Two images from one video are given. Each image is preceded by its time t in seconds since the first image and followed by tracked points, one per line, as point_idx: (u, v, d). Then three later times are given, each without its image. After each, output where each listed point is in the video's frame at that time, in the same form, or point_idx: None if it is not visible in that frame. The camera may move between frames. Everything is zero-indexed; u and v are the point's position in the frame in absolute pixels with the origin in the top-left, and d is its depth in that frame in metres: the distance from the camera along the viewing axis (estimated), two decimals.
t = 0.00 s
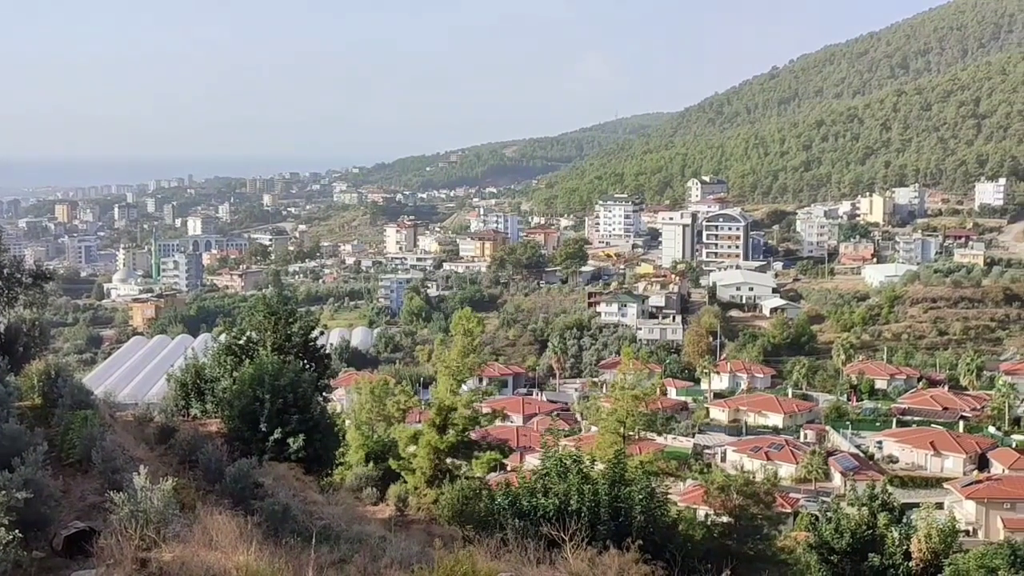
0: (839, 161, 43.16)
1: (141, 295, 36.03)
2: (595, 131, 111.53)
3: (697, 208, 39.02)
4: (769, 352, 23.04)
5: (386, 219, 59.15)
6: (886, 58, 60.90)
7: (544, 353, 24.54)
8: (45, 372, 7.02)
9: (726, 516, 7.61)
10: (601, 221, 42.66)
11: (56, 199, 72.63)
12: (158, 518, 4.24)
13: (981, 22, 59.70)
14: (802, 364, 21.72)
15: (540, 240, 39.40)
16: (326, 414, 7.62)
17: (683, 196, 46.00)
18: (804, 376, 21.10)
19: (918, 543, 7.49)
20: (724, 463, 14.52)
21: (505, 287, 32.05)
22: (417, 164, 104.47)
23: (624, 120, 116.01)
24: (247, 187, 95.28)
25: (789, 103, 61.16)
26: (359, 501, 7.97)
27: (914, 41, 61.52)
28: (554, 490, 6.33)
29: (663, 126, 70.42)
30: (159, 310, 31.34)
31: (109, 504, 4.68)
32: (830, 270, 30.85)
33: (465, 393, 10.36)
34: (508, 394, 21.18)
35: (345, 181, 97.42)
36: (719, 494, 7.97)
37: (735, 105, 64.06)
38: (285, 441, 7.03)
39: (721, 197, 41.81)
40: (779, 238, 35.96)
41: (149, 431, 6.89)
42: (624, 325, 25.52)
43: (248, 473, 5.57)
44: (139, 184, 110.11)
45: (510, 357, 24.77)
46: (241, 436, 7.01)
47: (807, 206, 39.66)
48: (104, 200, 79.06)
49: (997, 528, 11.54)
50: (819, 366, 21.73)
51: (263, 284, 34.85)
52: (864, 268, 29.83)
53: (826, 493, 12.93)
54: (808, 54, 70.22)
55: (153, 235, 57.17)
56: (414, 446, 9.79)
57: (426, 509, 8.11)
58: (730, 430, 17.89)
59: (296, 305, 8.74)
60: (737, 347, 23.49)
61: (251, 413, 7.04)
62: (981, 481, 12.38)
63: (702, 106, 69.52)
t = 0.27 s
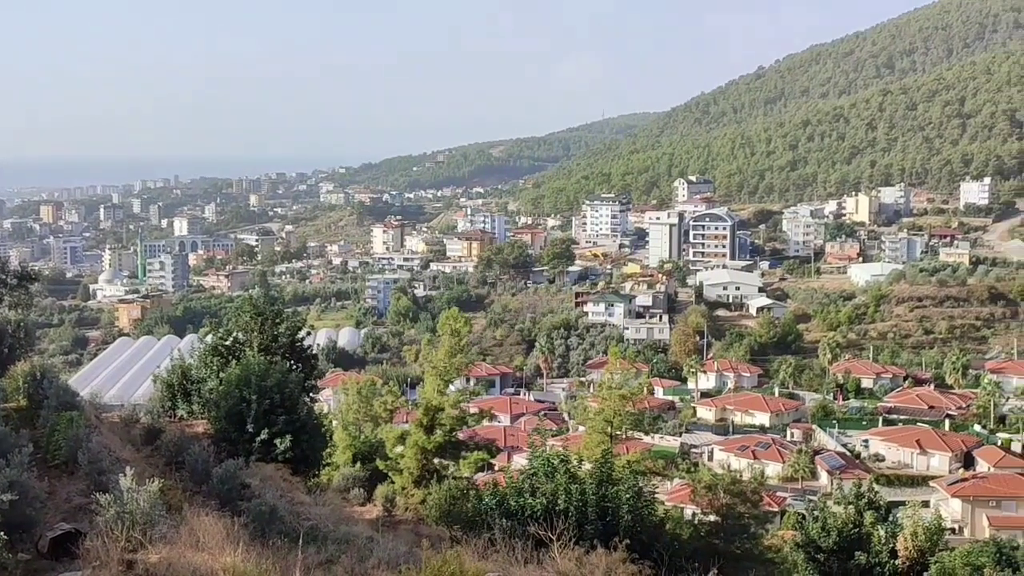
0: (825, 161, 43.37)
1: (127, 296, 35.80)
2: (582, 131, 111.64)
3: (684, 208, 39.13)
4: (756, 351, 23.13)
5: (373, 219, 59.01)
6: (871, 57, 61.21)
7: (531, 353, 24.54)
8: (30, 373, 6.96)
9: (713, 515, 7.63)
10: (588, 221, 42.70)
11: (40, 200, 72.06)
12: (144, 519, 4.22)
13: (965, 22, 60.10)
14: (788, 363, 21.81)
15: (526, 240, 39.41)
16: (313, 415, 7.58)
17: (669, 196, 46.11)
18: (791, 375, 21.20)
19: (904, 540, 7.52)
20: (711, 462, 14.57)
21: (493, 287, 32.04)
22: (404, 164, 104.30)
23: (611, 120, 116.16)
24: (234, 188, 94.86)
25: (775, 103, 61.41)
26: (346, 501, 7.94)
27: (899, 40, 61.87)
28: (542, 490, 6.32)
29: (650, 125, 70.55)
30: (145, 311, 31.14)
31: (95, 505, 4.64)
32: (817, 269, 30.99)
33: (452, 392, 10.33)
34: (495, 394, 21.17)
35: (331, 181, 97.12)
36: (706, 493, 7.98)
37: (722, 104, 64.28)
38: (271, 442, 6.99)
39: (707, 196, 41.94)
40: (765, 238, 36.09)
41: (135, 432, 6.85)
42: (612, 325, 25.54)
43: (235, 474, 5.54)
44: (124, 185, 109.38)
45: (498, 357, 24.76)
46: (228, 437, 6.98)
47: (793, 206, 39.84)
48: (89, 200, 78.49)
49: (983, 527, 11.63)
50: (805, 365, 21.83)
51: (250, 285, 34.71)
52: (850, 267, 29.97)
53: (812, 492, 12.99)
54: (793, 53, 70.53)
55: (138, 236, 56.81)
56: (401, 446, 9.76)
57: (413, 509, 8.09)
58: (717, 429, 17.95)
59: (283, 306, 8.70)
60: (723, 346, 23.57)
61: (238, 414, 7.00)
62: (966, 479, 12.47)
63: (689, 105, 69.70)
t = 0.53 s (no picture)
0: (811, 161, 43.57)
1: (113, 298, 35.58)
2: (569, 131, 111.77)
3: (671, 208, 39.22)
4: (742, 351, 23.21)
5: (360, 219, 58.88)
6: (857, 57, 61.56)
7: (519, 354, 24.54)
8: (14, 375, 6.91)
9: (700, 514, 7.64)
10: (575, 221, 42.74)
11: (25, 201, 71.51)
12: (130, 521, 4.19)
13: (950, 23, 60.54)
14: (775, 363, 21.89)
15: (514, 240, 39.41)
16: (300, 416, 7.54)
17: (656, 196, 46.23)
18: (778, 375, 21.28)
19: (891, 539, 7.54)
20: (698, 462, 14.61)
21: (480, 288, 32.02)
22: (392, 164, 104.12)
23: (598, 121, 116.32)
24: (220, 188, 94.44)
25: (762, 103, 61.66)
26: (334, 502, 7.90)
27: (885, 41, 62.23)
28: (530, 490, 6.31)
29: (637, 126, 70.69)
30: (131, 312, 30.95)
31: (81, 507, 4.61)
32: (803, 269, 31.12)
33: (439, 393, 10.31)
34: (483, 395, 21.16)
35: (318, 182, 96.82)
36: (694, 493, 7.99)
37: (708, 104, 64.48)
38: (259, 443, 6.95)
39: (694, 196, 42.06)
40: (752, 238, 36.23)
41: (122, 433, 6.80)
42: (599, 325, 25.56)
43: (222, 475, 5.51)
44: (109, 186, 108.71)
45: (485, 357, 24.74)
46: (215, 438, 6.94)
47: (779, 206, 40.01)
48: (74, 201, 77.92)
49: (969, 525, 11.69)
50: (792, 365, 21.91)
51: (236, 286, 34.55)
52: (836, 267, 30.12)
53: (799, 491, 13.04)
54: (780, 53, 70.81)
55: (124, 237, 56.50)
56: (388, 447, 9.73)
57: (401, 510, 8.06)
58: (704, 429, 18.00)
59: (270, 307, 8.65)
60: (710, 346, 23.64)
61: (225, 415, 6.96)
62: (951, 478, 12.55)
63: (676, 105, 69.88)
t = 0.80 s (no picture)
0: (797, 163, 43.73)
1: (98, 299, 35.31)
2: (556, 132, 111.85)
3: (658, 208, 39.30)
4: (729, 351, 23.30)
5: (346, 220, 58.70)
6: (843, 58, 61.88)
7: (506, 354, 24.53)
8: None
9: (687, 515, 7.66)
10: (562, 222, 42.75)
11: (8, 202, 70.86)
12: (116, 523, 4.16)
13: (935, 24, 60.92)
14: (761, 363, 21.96)
15: (500, 241, 39.37)
16: (286, 417, 7.50)
17: (643, 196, 46.33)
18: (763, 375, 21.36)
19: (876, 538, 7.58)
20: (686, 462, 14.64)
21: (467, 289, 31.98)
22: (378, 165, 103.86)
23: (585, 121, 116.39)
24: (206, 189, 93.92)
25: (748, 104, 61.89)
26: (320, 504, 7.87)
27: (870, 41, 62.57)
28: (517, 490, 6.30)
29: (624, 126, 70.78)
30: (117, 313, 30.74)
31: (66, 508, 4.57)
32: (789, 269, 31.26)
33: (426, 393, 10.27)
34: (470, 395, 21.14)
35: (305, 183, 96.47)
36: (680, 492, 8.01)
37: (695, 105, 64.64)
38: (244, 445, 6.91)
39: (680, 197, 42.15)
40: (738, 238, 36.34)
41: (107, 434, 6.74)
42: (586, 325, 25.59)
43: (208, 477, 5.49)
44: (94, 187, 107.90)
45: (472, 358, 24.71)
46: (201, 440, 6.88)
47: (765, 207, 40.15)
48: (59, 202, 77.28)
49: (954, 525, 11.74)
50: (778, 365, 22.01)
51: (222, 287, 34.35)
52: (822, 267, 30.26)
53: (785, 491, 13.08)
54: (766, 54, 71.10)
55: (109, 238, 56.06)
56: (375, 448, 9.70)
57: (388, 511, 8.02)
58: (690, 429, 18.04)
59: (256, 308, 8.60)
60: (697, 346, 23.70)
61: (211, 416, 6.92)
62: (937, 478, 12.62)
63: (662, 106, 70.04)
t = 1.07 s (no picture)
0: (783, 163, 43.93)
1: (82, 300, 35.04)
2: (542, 132, 111.94)
3: (644, 209, 39.39)
4: (715, 351, 23.37)
5: (332, 221, 58.52)
6: (829, 59, 62.25)
7: (493, 355, 24.52)
8: None
9: (673, 515, 7.67)
10: (549, 222, 42.77)
11: None
12: (101, 525, 4.12)
13: (919, 25, 61.36)
14: (747, 363, 22.05)
15: (487, 241, 39.36)
16: (272, 418, 7.46)
17: (630, 196, 46.41)
18: (750, 375, 21.44)
19: (862, 538, 7.61)
20: (672, 462, 14.67)
21: (454, 289, 31.94)
22: (365, 165, 103.61)
23: (571, 121, 116.50)
24: (192, 190, 93.40)
25: (734, 104, 62.15)
26: (306, 505, 7.83)
27: (856, 42, 62.95)
28: (503, 491, 6.29)
29: (610, 126, 70.93)
30: (102, 314, 30.52)
31: (51, 510, 4.53)
32: (775, 270, 31.40)
33: (413, 394, 10.24)
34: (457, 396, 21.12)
35: (290, 183, 96.12)
36: (667, 493, 8.02)
37: (681, 105, 64.84)
38: (230, 446, 6.87)
39: (666, 197, 42.25)
40: (724, 239, 36.47)
41: (91, 435, 6.68)
42: (572, 325, 25.62)
43: (194, 478, 5.45)
44: (78, 187, 107.10)
45: (459, 358, 24.70)
46: (186, 441, 6.85)
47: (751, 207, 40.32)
48: (43, 203, 76.65)
49: (939, 524, 11.79)
50: (764, 365, 22.11)
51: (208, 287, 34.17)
52: (808, 268, 30.41)
53: (771, 491, 13.13)
54: (752, 54, 71.41)
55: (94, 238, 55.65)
56: (361, 449, 9.67)
57: (374, 512, 8.00)
58: (677, 429, 18.08)
59: (242, 309, 8.55)
60: (683, 347, 23.76)
61: (197, 417, 6.87)
62: (922, 477, 12.68)
63: (649, 106, 70.21)
